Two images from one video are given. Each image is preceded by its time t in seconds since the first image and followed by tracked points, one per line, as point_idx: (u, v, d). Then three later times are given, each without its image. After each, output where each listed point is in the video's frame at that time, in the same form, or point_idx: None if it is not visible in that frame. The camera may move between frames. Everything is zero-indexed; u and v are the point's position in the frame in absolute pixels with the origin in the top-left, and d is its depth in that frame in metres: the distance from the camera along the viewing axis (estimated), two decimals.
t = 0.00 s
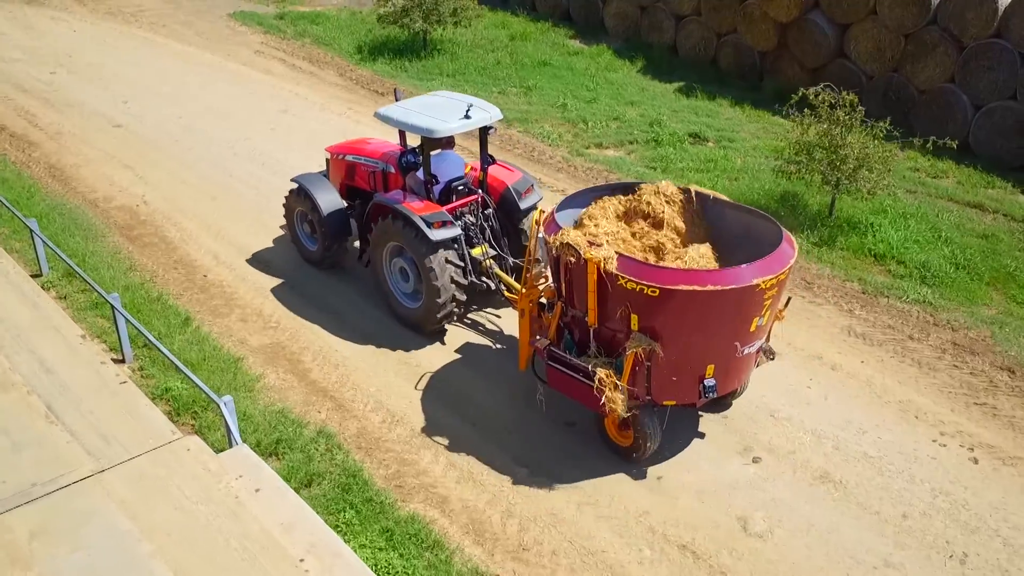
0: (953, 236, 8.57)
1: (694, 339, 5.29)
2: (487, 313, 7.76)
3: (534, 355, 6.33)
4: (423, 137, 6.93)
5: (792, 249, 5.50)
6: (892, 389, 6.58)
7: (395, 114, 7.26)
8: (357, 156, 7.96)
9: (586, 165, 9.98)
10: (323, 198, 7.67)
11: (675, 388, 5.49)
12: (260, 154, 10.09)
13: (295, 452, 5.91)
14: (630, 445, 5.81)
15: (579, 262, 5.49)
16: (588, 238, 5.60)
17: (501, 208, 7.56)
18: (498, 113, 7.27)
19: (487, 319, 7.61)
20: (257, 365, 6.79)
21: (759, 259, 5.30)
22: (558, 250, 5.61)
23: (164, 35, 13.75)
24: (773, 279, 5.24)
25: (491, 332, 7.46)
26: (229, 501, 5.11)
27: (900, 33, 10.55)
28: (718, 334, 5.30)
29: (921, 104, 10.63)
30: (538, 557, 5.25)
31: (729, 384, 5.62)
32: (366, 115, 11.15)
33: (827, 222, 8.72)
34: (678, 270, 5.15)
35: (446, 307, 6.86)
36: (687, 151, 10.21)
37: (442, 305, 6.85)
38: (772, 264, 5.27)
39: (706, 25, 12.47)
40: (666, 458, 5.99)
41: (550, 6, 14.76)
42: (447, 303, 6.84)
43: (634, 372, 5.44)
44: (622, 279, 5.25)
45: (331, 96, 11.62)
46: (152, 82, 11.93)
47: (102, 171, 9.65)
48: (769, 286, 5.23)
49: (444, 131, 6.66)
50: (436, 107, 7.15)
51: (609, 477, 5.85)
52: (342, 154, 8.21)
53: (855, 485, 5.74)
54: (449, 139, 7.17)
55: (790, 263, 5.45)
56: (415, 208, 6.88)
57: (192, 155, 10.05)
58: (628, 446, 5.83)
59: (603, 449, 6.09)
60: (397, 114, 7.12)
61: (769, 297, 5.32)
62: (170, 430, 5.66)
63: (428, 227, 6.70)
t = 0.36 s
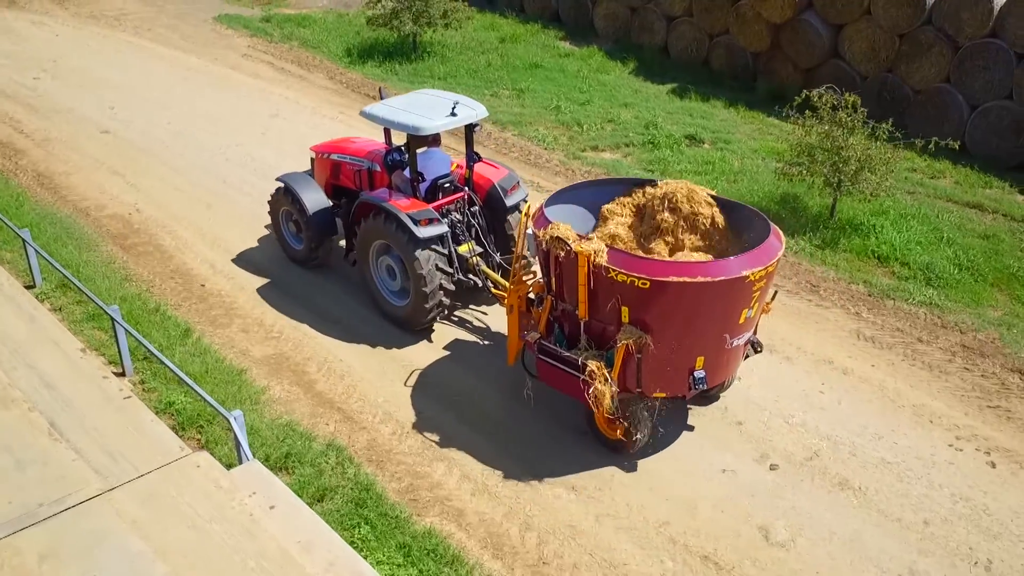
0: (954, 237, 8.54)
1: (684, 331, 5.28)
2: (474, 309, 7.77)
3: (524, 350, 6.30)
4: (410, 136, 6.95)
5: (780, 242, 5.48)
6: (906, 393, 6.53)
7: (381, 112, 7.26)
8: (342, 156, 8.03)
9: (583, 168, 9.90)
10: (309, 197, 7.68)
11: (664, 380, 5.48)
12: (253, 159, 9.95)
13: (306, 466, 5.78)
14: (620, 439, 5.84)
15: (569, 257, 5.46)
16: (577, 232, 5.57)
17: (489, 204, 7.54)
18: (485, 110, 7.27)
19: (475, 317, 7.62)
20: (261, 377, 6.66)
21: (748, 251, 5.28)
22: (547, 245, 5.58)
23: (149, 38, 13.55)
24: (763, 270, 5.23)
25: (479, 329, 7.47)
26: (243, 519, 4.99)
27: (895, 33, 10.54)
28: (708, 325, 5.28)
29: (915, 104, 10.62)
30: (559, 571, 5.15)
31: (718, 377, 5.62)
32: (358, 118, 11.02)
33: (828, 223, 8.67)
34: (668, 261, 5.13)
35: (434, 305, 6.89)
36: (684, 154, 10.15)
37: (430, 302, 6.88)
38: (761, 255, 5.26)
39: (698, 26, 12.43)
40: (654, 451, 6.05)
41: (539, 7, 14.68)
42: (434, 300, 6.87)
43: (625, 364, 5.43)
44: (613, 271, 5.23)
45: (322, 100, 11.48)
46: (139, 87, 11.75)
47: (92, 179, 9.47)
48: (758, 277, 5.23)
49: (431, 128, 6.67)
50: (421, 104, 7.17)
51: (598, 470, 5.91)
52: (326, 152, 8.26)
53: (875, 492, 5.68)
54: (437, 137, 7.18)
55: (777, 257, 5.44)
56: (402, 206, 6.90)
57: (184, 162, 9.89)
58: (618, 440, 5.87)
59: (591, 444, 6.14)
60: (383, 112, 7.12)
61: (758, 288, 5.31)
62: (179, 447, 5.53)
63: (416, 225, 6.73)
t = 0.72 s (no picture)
0: (956, 237, 8.51)
1: (669, 326, 5.33)
2: (460, 307, 7.77)
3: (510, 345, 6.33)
4: (394, 133, 6.85)
5: (762, 235, 5.52)
6: (917, 396, 6.48)
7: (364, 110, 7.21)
8: (325, 153, 8.02)
9: (580, 171, 9.82)
10: (293, 195, 7.64)
11: (650, 375, 5.53)
12: (245, 164, 9.81)
13: (315, 479, 5.65)
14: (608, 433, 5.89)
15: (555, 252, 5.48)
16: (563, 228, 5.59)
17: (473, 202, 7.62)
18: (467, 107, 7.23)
19: (460, 314, 7.61)
20: (264, 389, 6.53)
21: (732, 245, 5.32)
22: (533, 241, 5.59)
23: (133, 42, 13.36)
24: (747, 264, 5.27)
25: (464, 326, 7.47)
26: (256, 536, 4.86)
27: (888, 33, 10.52)
28: (693, 319, 5.33)
29: (910, 104, 10.61)
30: None
31: (703, 370, 5.67)
32: (350, 122, 10.89)
33: (829, 225, 8.62)
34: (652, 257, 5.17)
35: (421, 301, 6.88)
36: (681, 155, 10.09)
37: (415, 299, 6.87)
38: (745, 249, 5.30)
39: (689, 26, 12.37)
40: (640, 445, 6.09)
41: (527, 8, 14.59)
42: (420, 297, 6.86)
43: (611, 358, 5.48)
44: (598, 267, 5.26)
45: (312, 103, 11.34)
46: (125, 91, 11.56)
47: (81, 186, 9.30)
48: (743, 271, 5.26)
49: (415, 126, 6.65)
50: (404, 101, 7.07)
51: (587, 465, 5.93)
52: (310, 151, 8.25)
53: (892, 497, 5.63)
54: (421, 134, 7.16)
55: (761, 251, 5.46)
56: (387, 203, 6.89)
57: (175, 168, 9.74)
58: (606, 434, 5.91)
59: (578, 439, 6.18)
60: (366, 110, 7.03)
61: (743, 282, 5.35)
62: (185, 462, 5.40)
63: (401, 221, 6.71)
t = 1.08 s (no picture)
0: (954, 237, 8.48)
1: (652, 315, 5.41)
2: (441, 303, 7.81)
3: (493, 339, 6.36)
4: (372, 129, 6.86)
5: (745, 227, 5.61)
6: (925, 398, 6.44)
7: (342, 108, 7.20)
8: (305, 152, 7.97)
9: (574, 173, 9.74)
10: (273, 193, 7.63)
11: (634, 365, 5.61)
12: (235, 169, 9.67)
13: (322, 491, 5.52)
14: (592, 424, 5.93)
15: (538, 245, 5.55)
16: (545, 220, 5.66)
17: (454, 198, 7.61)
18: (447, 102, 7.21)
19: (442, 311, 7.64)
20: (264, 399, 6.40)
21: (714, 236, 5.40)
22: (516, 233, 5.65)
23: (114, 45, 13.16)
24: (730, 254, 5.35)
25: (446, 322, 7.50)
26: (266, 553, 4.74)
27: (880, 33, 10.52)
28: (676, 310, 5.42)
29: (902, 104, 10.61)
30: None
31: (687, 360, 5.74)
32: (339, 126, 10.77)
33: (827, 225, 8.57)
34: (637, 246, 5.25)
35: (402, 298, 6.88)
36: (676, 157, 10.02)
37: (398, 296, 6.87)
38: (727, 240, 5.38)
39: (678, 26, 12.33)
40: (623, 435, 6.15)
41: (513, 9, 14.50)
42: (402, 293, 6.87)
43: (596, 349, 5.54)
44: (582, 257, 5.33)
45: (301, 107, 11.20)
46: (108, 96, 11.38)
47: (67, 193, 9.13)
48: (725, 261, 5.35)
49: (393, 121, 6.64)
50: (383, 98, 7.08)
51: (571, 456, 5.99)
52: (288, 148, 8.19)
53: (907, 501, 5.57)
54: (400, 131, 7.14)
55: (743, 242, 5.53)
56: (368, 199, 6.88)
57: (163, 174, 9.58)
58: (590, 425, 5.96)
59: (562, 431, 6.22)
60: (345, 106, 7.02)
61: (726, 272, 5.44)
62: (190, 476, 5.27)
63: (382, 218, 6.72)
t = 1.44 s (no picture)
0: (949, 236, 8.46)
1: (627, 310, 5.44)
2: (421, 299, 7.80)
3: (471, 336, 6.37)
4: (349, 126, 6.76)
5: (719, 220, 5.66)
6: (930, 399, 6.41)
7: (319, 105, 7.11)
8: (283, 150, 7.92)
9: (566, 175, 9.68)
10: (251, 192, 7.61)
11: (611, 360, 5.65)
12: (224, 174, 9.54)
13: (328, 503, 5.41)
14: (571, 418, 5.94)
15: (513, 241, 5.55)
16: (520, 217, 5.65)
17: (432, 194, 7.60)
18: (425, 100, 7.13)
19: (422, 307, 7.63)
20: (263, 409, 6.29)
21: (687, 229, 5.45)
22: (492, 230, 5.65)
23: (96, 48, 12.96)
24: (702, 247, 5.40)
25: (427, 318, 7.49)
26: (274, 569, 4.63)
27: (870, 32, 10.51)
28: (650, 303, 5.46)
29: (892, 103, 10.61)
30: None
31: (663, 352, 5.79)
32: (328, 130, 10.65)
33: (823, 225, 8.54)
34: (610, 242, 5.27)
35: (381, 295, 6.90)
36: (669, 159, 9.97)
37: (376, 293, 6.88)
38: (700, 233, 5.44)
39: (667, 26, 12.28)
40: (602, 429, 6.17)
41: (499, 10, 14.42)
42: (381, 290, 6.87)
43: (572, 344, 5.57)
44: (556, 254, 5.34)
45: (288, 111, 11.08)
46: (92, 101, 11.20)
47: (53, 200, 8.97)
48: (698, 254, 5.40)
49: (371, 120, 6.57)
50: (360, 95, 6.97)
51: (551, 450, 6.01)
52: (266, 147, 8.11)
53: (917, 505, 5.54)
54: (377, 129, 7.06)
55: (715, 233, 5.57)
56: (346, 196, 6.87)
57: (150, 180, 9.43)
58: (568, 420, 5.98)
59: (541, 426, 6.24)
60: (322, 104, 6.90)
61: (699, 265, 5.49)
62: (193, 490, 5.16)
63: (361, 215, 6.71)
